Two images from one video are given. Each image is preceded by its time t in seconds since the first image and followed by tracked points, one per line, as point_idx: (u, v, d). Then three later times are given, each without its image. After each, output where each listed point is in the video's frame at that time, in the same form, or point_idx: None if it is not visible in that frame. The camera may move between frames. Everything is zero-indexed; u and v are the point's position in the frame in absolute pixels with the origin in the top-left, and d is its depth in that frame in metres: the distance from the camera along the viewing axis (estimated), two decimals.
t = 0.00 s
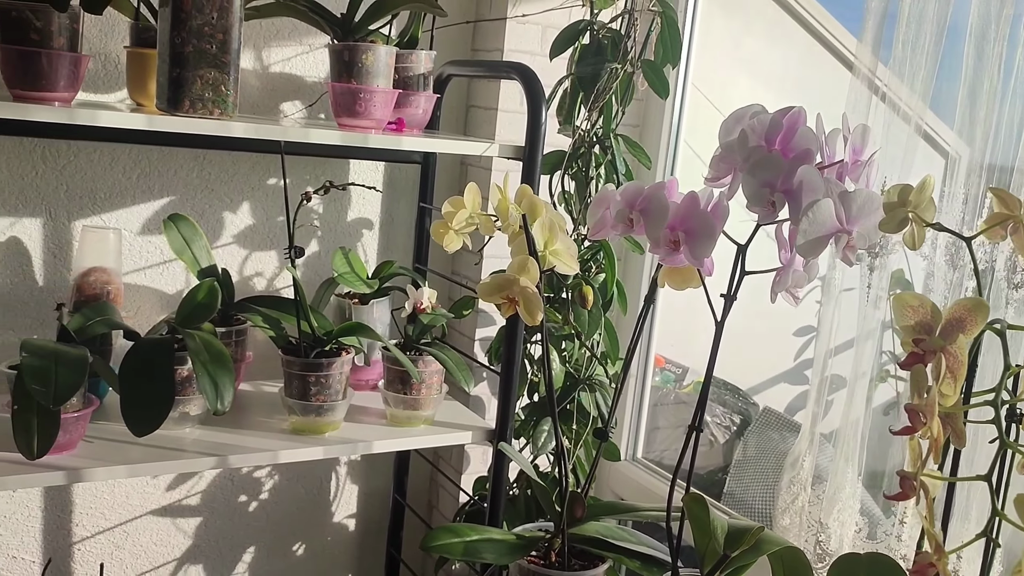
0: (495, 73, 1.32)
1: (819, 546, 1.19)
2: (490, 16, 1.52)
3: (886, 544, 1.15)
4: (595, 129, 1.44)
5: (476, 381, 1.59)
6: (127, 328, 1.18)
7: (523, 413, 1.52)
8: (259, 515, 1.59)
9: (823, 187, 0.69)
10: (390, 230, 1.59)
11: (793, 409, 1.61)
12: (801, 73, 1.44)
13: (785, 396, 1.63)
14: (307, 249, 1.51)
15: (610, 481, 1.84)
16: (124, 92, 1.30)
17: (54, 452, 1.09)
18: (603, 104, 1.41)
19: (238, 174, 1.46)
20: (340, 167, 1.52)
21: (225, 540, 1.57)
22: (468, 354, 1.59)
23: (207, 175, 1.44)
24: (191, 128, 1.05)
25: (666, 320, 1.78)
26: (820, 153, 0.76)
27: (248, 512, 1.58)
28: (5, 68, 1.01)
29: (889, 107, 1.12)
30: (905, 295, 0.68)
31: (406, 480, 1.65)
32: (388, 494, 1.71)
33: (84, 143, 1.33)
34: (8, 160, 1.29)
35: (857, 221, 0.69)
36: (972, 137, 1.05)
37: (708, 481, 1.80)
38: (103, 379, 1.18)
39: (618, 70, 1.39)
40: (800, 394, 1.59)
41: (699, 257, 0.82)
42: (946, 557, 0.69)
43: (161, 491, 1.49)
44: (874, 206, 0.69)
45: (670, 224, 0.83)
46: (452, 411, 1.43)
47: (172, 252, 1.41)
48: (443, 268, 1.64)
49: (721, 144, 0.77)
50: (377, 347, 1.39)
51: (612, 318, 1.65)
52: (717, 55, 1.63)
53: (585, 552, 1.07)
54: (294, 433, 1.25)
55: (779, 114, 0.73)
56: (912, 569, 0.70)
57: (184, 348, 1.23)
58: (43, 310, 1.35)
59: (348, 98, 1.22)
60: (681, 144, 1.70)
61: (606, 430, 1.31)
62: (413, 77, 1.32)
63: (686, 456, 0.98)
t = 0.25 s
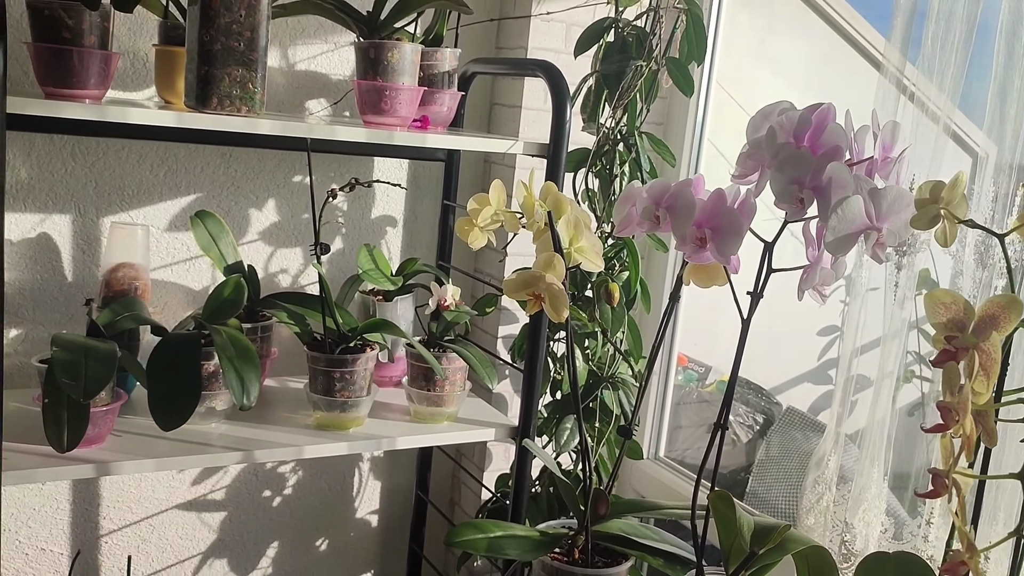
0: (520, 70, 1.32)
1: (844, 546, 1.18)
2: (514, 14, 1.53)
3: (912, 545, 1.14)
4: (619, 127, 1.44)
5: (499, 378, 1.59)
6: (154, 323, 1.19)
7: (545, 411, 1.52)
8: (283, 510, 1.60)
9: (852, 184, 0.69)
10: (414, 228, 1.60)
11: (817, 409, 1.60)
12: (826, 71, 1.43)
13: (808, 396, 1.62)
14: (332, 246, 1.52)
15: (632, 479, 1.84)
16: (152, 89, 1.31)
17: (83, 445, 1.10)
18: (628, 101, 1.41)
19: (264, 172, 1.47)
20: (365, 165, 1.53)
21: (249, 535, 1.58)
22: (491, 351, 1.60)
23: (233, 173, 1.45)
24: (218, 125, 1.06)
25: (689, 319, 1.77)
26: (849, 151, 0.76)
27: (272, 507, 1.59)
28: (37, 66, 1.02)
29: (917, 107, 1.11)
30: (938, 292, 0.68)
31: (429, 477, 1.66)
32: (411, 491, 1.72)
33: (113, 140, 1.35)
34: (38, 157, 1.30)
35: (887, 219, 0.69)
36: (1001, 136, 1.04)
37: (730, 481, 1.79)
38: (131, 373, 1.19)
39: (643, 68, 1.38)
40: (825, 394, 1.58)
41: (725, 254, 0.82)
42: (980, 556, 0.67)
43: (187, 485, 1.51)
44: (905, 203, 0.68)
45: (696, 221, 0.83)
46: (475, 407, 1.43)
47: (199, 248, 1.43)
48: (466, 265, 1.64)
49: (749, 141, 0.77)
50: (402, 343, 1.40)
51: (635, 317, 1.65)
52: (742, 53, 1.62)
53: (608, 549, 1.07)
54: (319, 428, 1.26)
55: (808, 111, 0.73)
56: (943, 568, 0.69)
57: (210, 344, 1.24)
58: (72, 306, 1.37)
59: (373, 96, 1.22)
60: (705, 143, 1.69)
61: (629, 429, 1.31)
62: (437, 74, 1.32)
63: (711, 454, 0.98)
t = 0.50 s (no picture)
0: (536, 65, 1.32)
1: (859, 541, 1.18)
2: (530, 9, 1.53)
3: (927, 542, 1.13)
4: (635, 121, 1.44)
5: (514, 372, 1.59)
6: (172, 316, 1.20)
7: (559, 406, 1.53)
8: (298, 503, 1.61)
9: (870, 177, 0.68)
10: (429, 222, 1.60)
11: (832, 405, 1.59)
12: (843, 66, 1.43)
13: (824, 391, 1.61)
14: (348, 240, 1.53)
15: (646, 474, 1.84)
16: (170, 84, 1.32)
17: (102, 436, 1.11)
18: (644, 96, 1.41)
19: (280, 166, 1.48)
20: (381, 160, 1.54)
21: (265, 527, 1.59)
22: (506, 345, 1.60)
23: (250, 167, 1.46)
24: (236, 119, 1.06)
25: (704, 315, 1.77)
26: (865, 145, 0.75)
27: (288, 499, 1.60)
28: (57, 60, 1.03)
29: (935, 102, 1.10)
30: (955, 285, 0.68)
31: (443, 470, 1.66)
32: (426, 484, 1.73)
33: (132, 134, 1.36)
34: (58, 150, 1.32)
35: (904, 213, 0.68)
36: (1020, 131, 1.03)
37: (745, 476, 1.79)
38: (149, 365, 1.20)
39: (659, 62, 1.38)
40: (840, 390, 1.58)
41: (741, 248, 0.82)
42: (994, 549, 0.67)
43: (204, 477, 1.52)
44: (922, 197, 0.68)
45: (712, 215, 0.83)
46: (489, 401, 1.43)
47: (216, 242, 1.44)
48: (481, 259, 1.64)
49: (765, 135, 0.77)
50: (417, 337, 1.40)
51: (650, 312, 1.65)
52: (758, 48, 1.61)
53: (622, 543, 1.07)
54: (334, 421, 1.26)
55: (824, 104, 0.72)
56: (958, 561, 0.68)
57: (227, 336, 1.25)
58: (91, 298, 1.38)
59: (390, 91, 1.23)
60: (720, 138, 1.69)
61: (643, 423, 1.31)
62: (453, 69, 1.33)
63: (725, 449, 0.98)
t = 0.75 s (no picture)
0: (551, 52, 1.32)
1: (874, 530, 1.17)
2: None
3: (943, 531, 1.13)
4: (651, 109, 1.44)
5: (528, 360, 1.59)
6: (188, 301, 1.20)
7: (573, 393, 1.53)
8: (313, 489, 1.62)
9: (888, 161, 0.68)
10: (444, 210, 1.60)
11: (848, 396, 1.59)
12: (862, 53, 1.42)
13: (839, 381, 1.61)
14: (362, 228, 1.53)
15: (660, 462, 1.83)
16: (186, 71, 1.32)
17: (119, 420, 1.12)
18: (659, 83, 1.40)
19: (296, 153, 1.48)
20: (396, 147, 1.53)
21: (280, 512, 1.60)
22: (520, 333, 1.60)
23: (265, 154, 1.46)
24: (252, 105, 1.07)
25: (718, 303, 1.76)
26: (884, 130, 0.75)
27: (302, 485, 1.61)
28: (74, 45, 1.03)
29: (954, 90, 1.09)
30: (974, 269, 0.68)
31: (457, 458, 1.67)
32: (439, 472, 1.73)
33: (148, 121, 1.36)
34: (75, 137, 1.32)
35: (922, 197, 0.68)
36: None
37: (759, 466, 1.79)
38: (165, 350, 1.21)
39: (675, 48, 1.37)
40: (857, 380, 1.57)
41: (757, 234, 0.81)
42: (1013, 534, 0.66)
43: (219, 463, 1.53)
44: (941, 181, 0.67)
45: (728, 201, 0.83)
46: (503, 388, 1.43)
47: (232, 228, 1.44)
48: (496, 247, 1.64)
49: (782, 120, 0.76)
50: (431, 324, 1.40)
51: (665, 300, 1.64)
52: (775, 35, 1.60)
53: (636, 530, 1.07)
54: (348, 406, 1.27)
55: (843, 88, 0.72)
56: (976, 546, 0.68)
57: (243, 322, 1.25)
58: (108, 284, 1.39)
59: (405, 76, 1.23)
60: (737, 127, 1.68)
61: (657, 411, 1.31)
62: (468, 55, 1.32)
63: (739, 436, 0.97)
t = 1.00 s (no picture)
0: (563, 33, 1.31)
1: (885, 512, 1.17)
2: None
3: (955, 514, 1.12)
4: (663, 91, 1.43)
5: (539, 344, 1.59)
6: (200, 282, 1.20)
7: (584, 376, 1.53)
8: (324, 471, 1.63)
9: (904, 137, 0.67)
10: (455, 193, 1.60)
11: (861, 381, 1.58)
12: (877, 35, 1.40)
13: (852, 365, 1.60)
14: (373, 210, 1.53)
15: (671, 446, 1.83)
16: (197, 52, 1.32)
17: (132, 399, 1.12)
18: (671, 65, 1.39)
19: (307, 135, 1.48)
20: (407, 129, 1.53)
21: (292, 494, 1.61)
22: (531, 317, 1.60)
23: (277, 136, 1.46)
24: (263, 84, 1.07)
25: (730, 288, 1.76)
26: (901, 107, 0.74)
27: (314, 467, 1.62)
28: (87, 25, 1.04)
29: (970, 74, 1.08)
30: (991, 243, 0.69)
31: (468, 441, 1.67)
32: (450, 455, 1.73)
33: (160, 102, 1.36)
34: (87, 118, 1.33)
35: (939, 173, 0.67)
36: None
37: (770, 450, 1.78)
38: (178, 329, 1.21)
39: (688, 29, 1.37)
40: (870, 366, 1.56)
41: (770, 212, 0.81)
42: None
43: (231, 444, 1.54)
44: (958, 157, 0.67)
45: (741, 179, 0.82)
46: (514, 370, 1.43)
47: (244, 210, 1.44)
48: (507, 230, 1.64)
49: (796, 97, 0.76)
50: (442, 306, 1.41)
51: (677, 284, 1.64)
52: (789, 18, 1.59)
53: (647, 511, 1.07)
54: (360, 387, 1.27)
55: (859, 64, 0.71)
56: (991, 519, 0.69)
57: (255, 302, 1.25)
58: (120, 265, 1.39)
59: (416, 57, 1.23)
60: (749, 111, 1.66)
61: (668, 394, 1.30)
62: (480, 36, 1.32)
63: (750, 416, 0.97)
